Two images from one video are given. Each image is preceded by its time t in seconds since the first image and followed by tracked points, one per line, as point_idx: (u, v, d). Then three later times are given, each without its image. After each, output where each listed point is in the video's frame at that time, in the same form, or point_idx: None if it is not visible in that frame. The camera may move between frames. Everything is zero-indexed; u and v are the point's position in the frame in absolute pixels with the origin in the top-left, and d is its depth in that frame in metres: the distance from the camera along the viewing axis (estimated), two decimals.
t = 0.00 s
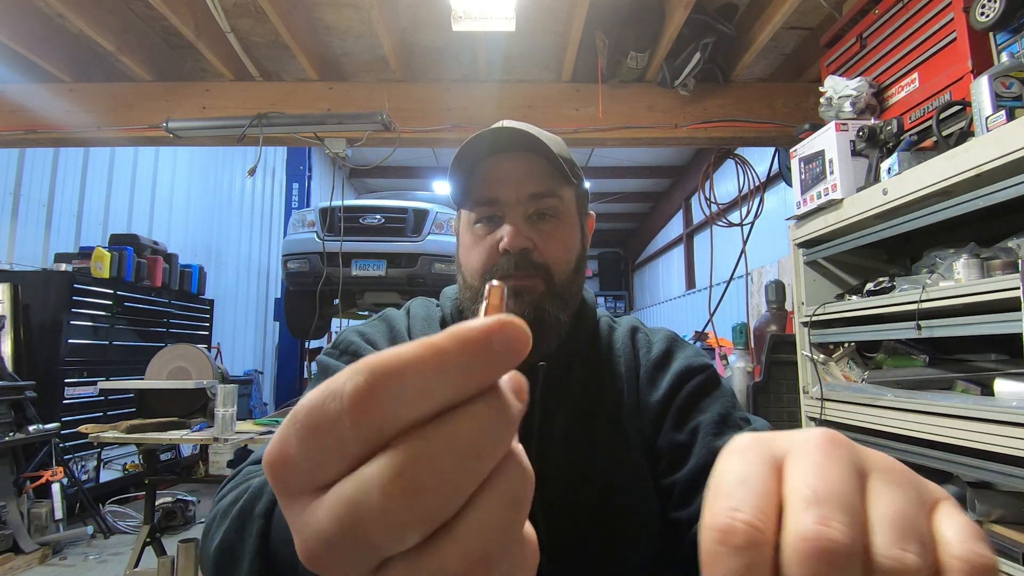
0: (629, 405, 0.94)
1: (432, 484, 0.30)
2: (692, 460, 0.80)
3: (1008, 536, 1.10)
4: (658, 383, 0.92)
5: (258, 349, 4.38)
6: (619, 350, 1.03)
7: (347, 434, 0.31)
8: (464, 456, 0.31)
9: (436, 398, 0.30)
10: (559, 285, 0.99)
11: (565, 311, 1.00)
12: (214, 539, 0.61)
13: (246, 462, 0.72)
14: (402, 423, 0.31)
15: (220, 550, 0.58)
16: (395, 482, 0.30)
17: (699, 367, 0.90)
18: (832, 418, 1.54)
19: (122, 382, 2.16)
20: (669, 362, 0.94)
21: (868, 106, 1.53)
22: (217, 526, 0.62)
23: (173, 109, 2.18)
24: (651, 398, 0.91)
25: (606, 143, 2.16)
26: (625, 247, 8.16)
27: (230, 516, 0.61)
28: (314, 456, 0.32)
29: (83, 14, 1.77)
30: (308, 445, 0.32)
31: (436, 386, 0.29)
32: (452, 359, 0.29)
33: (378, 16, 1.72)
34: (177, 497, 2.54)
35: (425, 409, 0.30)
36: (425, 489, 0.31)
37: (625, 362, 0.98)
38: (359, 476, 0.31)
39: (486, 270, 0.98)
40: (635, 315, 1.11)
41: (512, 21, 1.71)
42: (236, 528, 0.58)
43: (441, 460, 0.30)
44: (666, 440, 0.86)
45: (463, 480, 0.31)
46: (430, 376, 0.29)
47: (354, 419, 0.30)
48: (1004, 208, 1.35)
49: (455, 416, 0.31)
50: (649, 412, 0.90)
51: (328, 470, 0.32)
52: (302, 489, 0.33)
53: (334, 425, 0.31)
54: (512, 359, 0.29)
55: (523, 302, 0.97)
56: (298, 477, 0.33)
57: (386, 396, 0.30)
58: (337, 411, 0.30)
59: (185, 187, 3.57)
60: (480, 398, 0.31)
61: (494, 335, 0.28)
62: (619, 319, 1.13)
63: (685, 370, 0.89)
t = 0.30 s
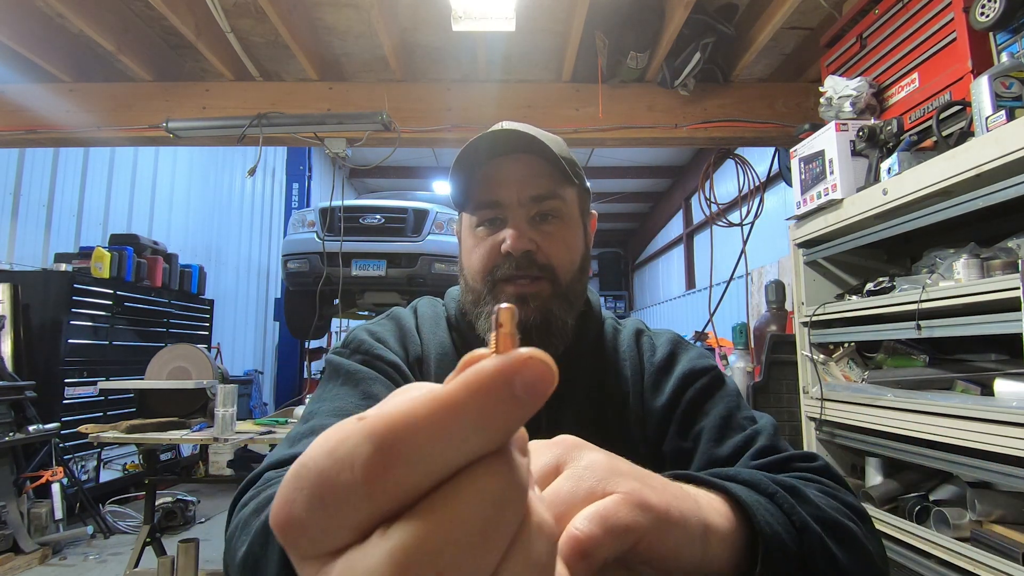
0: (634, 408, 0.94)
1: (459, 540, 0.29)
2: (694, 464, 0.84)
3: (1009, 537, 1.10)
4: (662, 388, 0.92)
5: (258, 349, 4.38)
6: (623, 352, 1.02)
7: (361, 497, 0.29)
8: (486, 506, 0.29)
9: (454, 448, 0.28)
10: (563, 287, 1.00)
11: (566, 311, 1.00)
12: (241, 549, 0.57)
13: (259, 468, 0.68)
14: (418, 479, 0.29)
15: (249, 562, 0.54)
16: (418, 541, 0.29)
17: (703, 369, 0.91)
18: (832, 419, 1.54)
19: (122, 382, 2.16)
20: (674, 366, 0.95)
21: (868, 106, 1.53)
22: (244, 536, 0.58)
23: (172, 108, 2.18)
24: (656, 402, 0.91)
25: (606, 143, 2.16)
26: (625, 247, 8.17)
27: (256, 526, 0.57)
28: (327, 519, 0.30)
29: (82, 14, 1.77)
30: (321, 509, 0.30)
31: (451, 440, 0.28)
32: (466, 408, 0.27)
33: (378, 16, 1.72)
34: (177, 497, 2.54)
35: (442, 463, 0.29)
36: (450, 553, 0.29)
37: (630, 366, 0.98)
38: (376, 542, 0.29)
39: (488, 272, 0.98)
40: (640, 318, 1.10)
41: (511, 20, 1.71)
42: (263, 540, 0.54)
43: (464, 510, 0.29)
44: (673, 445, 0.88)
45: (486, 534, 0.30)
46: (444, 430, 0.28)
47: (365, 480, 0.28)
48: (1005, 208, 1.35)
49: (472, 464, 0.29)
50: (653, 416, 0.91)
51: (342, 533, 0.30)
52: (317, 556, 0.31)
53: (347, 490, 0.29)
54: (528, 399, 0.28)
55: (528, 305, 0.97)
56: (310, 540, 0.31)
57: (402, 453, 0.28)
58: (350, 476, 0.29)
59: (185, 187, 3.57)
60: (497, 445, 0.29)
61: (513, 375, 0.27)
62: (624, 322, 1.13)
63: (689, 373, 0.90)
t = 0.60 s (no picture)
0: (634, 408, 0.94)
1: None
2: (693, 465, 0.83)
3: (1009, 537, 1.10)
4: (662, 388, 0.92)
5: (258, 349, 4.38)
6: (624, 352, 1.02)
7: (332, 543, 0.33)
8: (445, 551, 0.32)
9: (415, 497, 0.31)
10: (566, 290, 1.00)
11: (570, 311, 1.00)
12: (241, 552, 0.56)
13: (253, 467, 0.67)
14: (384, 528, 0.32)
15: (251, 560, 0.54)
16: None
17: (704, 370, 0.91)
18: (832, 418, 1.54)
19: (122, 382, 2.16)
20: (673, 366, 0.95)
21: (868, 106, 1.53)
22: (245, 535, 0.58)
23: (173, 109, 2.18)
24: (656, 402, 0.91)
25: (606, 143, 2.16)
26: (625, 247, 8.17)
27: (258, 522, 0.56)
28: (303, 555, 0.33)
29: (82, 14, 1.77)
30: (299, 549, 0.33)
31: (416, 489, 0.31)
32: (423, 464, 0.30)
33: (378, 16, 1.72)
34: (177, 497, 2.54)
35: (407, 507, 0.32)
36: None
37: (630, 366, 0.98)
38: None
39: (491, 275, 0.98)
40: (639, 318, 1.10)
41: (511, 21, 1.71)
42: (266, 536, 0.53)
43: (432, 550, 0.32)
44: (671, 445, 0.88)
45: None
46: (407, 482, 0.31)
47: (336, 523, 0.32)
48: (1005, 208, 1.35)
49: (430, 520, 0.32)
50: (653, 416, 0.91)
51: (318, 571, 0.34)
52: None
53: (317, 538, 0.33)
54: (486, 454, 0.30)
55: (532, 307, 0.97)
56: None
57: (367, 502, 0.31)
58: (319, 526, 0.32)
59: (185, 187, 3.57)
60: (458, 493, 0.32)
61: (484, 424, 0.30)
62: (624, 321, 1.13)
63: (689, 373, 0.90)
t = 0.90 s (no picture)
0: (629, 409, 0.94)
1: (457, 507, 0.32)
2: (688, 466, 0.83)
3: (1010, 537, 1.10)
4: (657, 388, 0.92)
5: (258, 349, 4.38)
6: (618, 353, 1.02)
7: (354, 472, 0.31)
8: (482, 471, 0.32)
9: (443, 422, 0.31)
10: (577, 291, 1.01)
11: (580, 312, 1.01)
12: (236, 551, 0.57)
13: (248, 471, 0.68)
14: (412, 457, 0.31)
15: (245, 560, 0.55)
16: (416, 511, 0.31)
17: (699, 370, 0.91)
18: (832, 419, 1.54)
19: (121, 382, 2.16)
20: (668, 366, 0.95)
21: (868, 106, 1.53)
22: (238, 536, 0.58)
23: (172, 109, 2.18)
24: (651, 403, 0.91)
25: (606, 143, 2.16)
26: (625, 247, 8.17)
27: (252, 521, 0.57)
28: (321, 492, 0.32)
29: (81, 14, 1.77)
30: (315, 484, 0.32)
31: (439, 422, 0.30)
32: (453, 390, 0.29)
33: (378, 16, 1.72)
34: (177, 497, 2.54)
35: (436, 432, 0.31)
36: (448, 517, 0.32)
37: (624, 367, 0.98)
38: (374, 515, 0.32)
39: (507, 275, 0.97)
40: (634, 318, 1.10)
41: (511, 21, 1.71)
42: (259, 538, 0.54)
43: (449, 510, 0.32)
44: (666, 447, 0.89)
45: (470, 503, 0.32)
46: (434, 411, 0.30)
47: (359, 455, 0.30)
48: (1004, 208, 1.35)
49: (460, 442, 0.32)
50: (648, 416, 0.91)
51: (339, 502, 0.32)
52: (313, 525, 0.33)
53: (339, 466, 0.31)
54: (512, 378, 0.30)
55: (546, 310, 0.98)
56: (309, 511, 0.33)
57: (392, 433, 0.30)
58: (342, 454, 0.31)
59: (185, 187, 3.57)
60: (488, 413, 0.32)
61: (485, 365, 0.29)
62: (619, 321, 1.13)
63: (684, 374, 0.90)
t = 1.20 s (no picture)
0: (627, 410, 0.94)
1: (467, 499, 0.32)
2: (687, 467, 0.83)
3: (1010, 537, 1.10)
4: (655, 388, 0.92)
5: (258, 349, 4.38)
6: (616, 352, 1.02)
7: (362, 469, 0.31)
8: (492, 463, 0.32)
9: (450, 418, 0.30)
10: (561, 290, 1.00)
11: (563, 309, 1.00)
12: (236, 549, 0.57)
13: (247, 471, 0.68)
14: (418, 452, 0.31)
15: (245, 557, 0.55)
16: (426, 504, 0.31)
17: (698, 370, 0.91)
18: (832, 419, 1.54)
19: (121, 382, 2.16)
20: (666, 366, 0.95)
21: (868, 106, 1.53)
22: (238, 535, 0.58)
23: (173, 108, 2.18)
24: (649, 403, 0.91)
25: (606, 143, 2.16)
26: (625, 247, 8.16)
27: (252, 519, 0.58)
28: (328, 489, 0.32)
29: (81, 13, 1.77)
30: (321, 480, 0.32)
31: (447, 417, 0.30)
32: (459, 386, 0.29)
33: (378, 16, 1.72)
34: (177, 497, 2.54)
35: (443, 427, 0.31)
36: (458, 508, 0.32)
37: (623, 367, 0.98)
38: (383, 509, 0.32)
39: (487, 276, 0.98)
40: (633, 318, 1.11)
41: (511, 21, 1.71)
42: (259, 536, 0.54)
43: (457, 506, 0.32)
44: (664, 447, 0.89)
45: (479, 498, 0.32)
46: (441, 407, 0.30)
47: (367, 452, 0.30)
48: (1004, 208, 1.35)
49: (468, 435, 0.32)
50: (646, 416, 0.91)
51: (346, 498, 0.32)
52: (321, 519, 0.33)
53: (346, 463, 0.31)
54: (519, 373, 0.30)
55: (526, 305, 0.97)
56: (315, 507, 0.33)
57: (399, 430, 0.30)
58: (348, 452, 0.31)
59: (185, 187, 3.57)
60: (495, 407, 0.31)
61: (492, 361, 0.29)
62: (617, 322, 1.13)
63: (683, 374, 0.90)
